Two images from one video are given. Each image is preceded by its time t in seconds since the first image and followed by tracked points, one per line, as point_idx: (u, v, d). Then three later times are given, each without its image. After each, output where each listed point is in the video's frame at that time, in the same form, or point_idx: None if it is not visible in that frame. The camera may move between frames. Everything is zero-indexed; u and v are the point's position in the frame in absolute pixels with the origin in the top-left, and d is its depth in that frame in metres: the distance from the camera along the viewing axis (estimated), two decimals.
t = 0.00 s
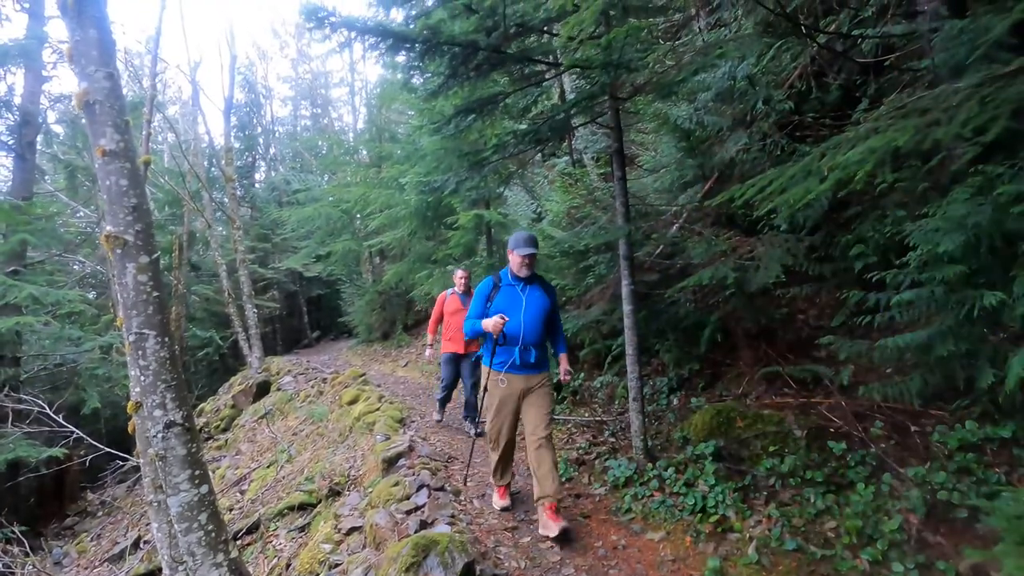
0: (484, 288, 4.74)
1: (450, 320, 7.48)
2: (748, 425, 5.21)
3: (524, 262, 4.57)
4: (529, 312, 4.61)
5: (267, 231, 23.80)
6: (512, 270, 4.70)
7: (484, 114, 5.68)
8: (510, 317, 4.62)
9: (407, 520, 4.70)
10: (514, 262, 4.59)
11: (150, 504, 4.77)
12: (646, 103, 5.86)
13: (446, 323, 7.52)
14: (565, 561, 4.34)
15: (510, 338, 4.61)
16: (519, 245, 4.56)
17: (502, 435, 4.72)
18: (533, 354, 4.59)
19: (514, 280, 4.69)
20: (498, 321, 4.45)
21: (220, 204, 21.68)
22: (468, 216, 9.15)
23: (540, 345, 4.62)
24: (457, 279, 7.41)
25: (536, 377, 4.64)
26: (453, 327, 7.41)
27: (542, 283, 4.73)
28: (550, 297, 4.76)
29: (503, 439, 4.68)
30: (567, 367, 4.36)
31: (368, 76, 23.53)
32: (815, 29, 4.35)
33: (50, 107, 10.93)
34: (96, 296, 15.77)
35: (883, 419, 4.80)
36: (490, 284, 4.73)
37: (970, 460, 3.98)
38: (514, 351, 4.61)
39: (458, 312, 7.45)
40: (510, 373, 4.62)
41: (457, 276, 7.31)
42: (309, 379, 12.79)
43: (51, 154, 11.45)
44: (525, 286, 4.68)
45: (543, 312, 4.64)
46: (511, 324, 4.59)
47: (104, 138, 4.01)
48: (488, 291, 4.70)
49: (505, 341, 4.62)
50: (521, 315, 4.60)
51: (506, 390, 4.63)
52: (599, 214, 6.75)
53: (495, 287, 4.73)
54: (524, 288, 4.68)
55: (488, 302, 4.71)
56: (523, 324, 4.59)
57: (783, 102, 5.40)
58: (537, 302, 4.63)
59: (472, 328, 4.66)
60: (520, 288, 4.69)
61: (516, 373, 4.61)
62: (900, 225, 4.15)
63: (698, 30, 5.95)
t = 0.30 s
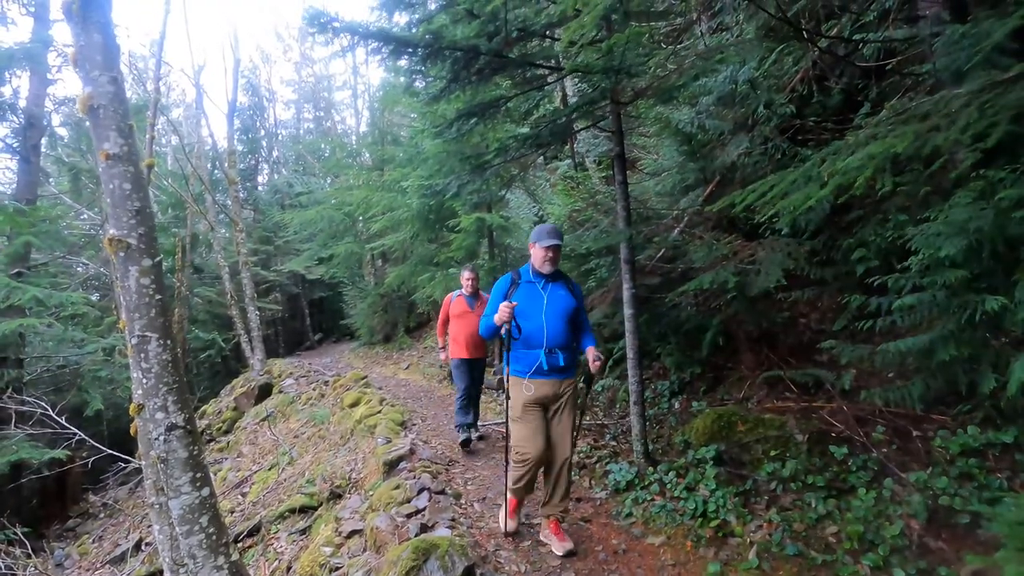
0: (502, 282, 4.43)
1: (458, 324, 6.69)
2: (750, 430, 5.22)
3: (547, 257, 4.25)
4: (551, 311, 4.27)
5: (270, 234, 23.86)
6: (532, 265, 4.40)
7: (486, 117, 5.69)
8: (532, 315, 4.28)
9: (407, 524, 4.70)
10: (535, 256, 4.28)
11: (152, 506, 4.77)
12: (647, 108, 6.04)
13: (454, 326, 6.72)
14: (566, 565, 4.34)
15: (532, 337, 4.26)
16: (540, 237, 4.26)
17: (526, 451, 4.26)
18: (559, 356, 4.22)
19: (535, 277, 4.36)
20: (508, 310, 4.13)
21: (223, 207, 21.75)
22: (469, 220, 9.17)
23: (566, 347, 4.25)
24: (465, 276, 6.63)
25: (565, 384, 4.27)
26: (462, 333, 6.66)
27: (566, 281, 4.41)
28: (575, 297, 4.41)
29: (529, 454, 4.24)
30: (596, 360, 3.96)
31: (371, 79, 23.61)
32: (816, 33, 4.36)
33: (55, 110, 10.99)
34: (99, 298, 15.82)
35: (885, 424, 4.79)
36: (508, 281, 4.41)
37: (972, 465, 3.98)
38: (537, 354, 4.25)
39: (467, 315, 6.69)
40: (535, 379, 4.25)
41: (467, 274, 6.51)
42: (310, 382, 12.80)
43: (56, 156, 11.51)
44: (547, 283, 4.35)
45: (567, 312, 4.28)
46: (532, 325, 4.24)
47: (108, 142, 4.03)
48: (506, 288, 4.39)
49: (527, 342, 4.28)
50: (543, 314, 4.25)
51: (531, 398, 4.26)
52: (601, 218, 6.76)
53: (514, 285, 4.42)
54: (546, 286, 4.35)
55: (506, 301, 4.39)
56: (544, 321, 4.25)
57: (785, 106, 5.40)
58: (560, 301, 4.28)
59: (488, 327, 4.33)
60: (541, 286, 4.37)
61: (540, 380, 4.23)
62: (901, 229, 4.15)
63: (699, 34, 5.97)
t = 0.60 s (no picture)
0: (516, 292, 4.02)
1: (466, 327, 6.49)
2: (753, 432, 5.21)
3: (564, 258, 3.91)
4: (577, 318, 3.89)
5: (273, 235, 23.93)
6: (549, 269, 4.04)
7: (489, 119, 5.70)
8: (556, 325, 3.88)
9: (410, 525, 4.71)
10: (551, 258, 3.91)
11: (156, 506, 4.77)
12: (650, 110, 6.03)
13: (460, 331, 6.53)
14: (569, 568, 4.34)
15: (558, 348, 3.83)
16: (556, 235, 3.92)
17: (554, 483, 3.73)
18: (588, 373, 3.82)
19: (556, 284, 3.98)
20: (518, 336, 3.80)
21: (227, 208, 21.82)
22: (472, 221, 9.19)
23: (594, 359, 3.87)
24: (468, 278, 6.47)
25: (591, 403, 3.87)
26: (471, 336, 6.45)
27: (588, 287, 4.07)
28: (598, 304, 4.08)
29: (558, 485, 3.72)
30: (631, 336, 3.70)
31: (375, 81, 23.66)
32: (820, 36, 4.37)
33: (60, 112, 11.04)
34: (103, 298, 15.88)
35: (889, 426, 4.78)
36: (526, 289, 4.00)
37: (977, 469, 3.97)
38: (564, 371, 3.80)
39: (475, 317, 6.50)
40: (562, 399, 3.79)
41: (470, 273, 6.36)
42: (314, 383, 12.82)
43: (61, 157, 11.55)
44: (569, 290, 3.98)
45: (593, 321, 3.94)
46: (558, 338, 3.82)
47: (114, 144, 4.05)
48: (524, 297, 3.97)
49: (551, 357, 3.84)
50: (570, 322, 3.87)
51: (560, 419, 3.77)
52: (604, 220, 6.79)
53: (532, 293, 4.00)
54: (568, 293, 3.98)
55: (523, 313, 3.96)
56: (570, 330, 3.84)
57: (788, 108, 5.39)
58: (586, 308, 3.94)
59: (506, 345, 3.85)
60: (562, 293, 3.99)
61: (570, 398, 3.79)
62: (905, 231, 4.14)
63: (702, 36, 5.97)
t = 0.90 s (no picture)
0: (537, 277, 3.55)
1: (473, 330, 6.11)
2: (756, 432, 5.21)
3: (589, 239, 3.48)
4: (604, 309, 3.51)
5: (275, 235, 23.96)
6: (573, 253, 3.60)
7: (492, 119, 5.70)
8: (582, 316, 3.48)
9: (413, 525, 4.71)
10: (575, 240, 3.48)
11: (159, 505, 4.77)
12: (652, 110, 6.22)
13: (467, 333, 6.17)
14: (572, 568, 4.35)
15: (588, 343, 3.45)
16: (584, 214, 3.44)
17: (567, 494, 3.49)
18: (617, 371, 3.50)
19: (579, 269, 3.56)
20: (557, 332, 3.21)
21: (229, 208, 21.86)
22: (474, 221, 9.18)
23: (623, 354, 3.54)
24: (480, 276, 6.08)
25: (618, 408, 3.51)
26: (479, 339, 6.08)
27: (613, 271, 3.68)
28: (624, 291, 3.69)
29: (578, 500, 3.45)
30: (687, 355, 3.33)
31: (377, 80, 23.70)
32: (824, 35, 4.36)
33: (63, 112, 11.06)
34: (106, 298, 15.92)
35: (892, 427, 4.77)
36: (546, 274, 3.56)
37: (981, 469, 3.95)
38: (590, 369, 3.46)
39: (484, 319, 6.07)
40: (587, 403, 3.47)
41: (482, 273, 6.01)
42: (316, 383, 12.82)
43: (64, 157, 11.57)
44: (594, 276, 3.58)
45: (622, 310, 3.56)
46: (583, 332, 3.44)
47: (118, 144, 4.07)
48: (544, 284, 3.51)
49: (576, 353, 3.46)
50: (596, 313, 3.48)
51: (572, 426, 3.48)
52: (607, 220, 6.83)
53: (552, 279, 3.56)
54: (593, 280, 3.57)
55: (543, 302, 3.53)
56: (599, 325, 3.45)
57: (791, 108, 5.38)
58: (613, 297, 3.55)
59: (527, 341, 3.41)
60: (586, 279, 3.58)
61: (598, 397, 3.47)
62: (909, 231, 4.14)
63: (705, 36, 5.97)
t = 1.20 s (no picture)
0: (569, 280, 2.93)
1: (487, 330, 5.75)
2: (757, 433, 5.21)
3: (635, 236, 2.85)
4: (648, 323, 2.84)
5: (276, 235, 23.97)
6: (613, 254, 2.95)
7: (493, 120, 5.72)
8: (620, 331, 2.83)
9: (415, 525, 4.71)
10: (620, 237, 2.86)
11: (160, 505, 4.75)
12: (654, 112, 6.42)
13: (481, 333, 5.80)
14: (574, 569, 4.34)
15: (625, 364, 2.80)
16: (630, 207, 2.84)
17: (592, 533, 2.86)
18: (657, 398, 2.82)
19: (622, 272, 2.91)
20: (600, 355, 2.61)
21: (230, 208, 21.89)
22: (475, 222, 9.18)
23: (669, 378, 2.87)
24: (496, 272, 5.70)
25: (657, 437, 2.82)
26: (493, 339, 5.70)
27: (662, 277, 2.98)
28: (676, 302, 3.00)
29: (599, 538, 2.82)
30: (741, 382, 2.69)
31: (378, 82, 23.75)
32: (825, 36, 4.36)
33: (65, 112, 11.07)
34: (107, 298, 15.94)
35: (894, 428, 4.76)
36: (580, 277, 2.92)
37: (983, 471, 3.94)
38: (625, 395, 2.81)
39: (500, 318, 5.70)
40: (621, 433, 2.81)
41: (499, 269, 5.66)
42: (316, 383, 12.81)
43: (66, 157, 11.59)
44: (639, 281, 2.90)
45: (670, 326, 2.89)
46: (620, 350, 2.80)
47: (121, 144, 4.07)
48: (577, 289, 2.88)
49: (610, 376, 2.82)
50: (638, 327, 2.82)
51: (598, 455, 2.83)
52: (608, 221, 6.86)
53: (587, 283, 2.91)
54: (638, 286, 2.90)
55: (574, 310, 2.89)
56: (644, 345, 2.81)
57: (793, 109, 5.37)
58: (661, 309, 2.87)
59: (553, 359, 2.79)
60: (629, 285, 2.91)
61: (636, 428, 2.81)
62: (911, 233, 4.14)
63: (707, 37, 5.97)
